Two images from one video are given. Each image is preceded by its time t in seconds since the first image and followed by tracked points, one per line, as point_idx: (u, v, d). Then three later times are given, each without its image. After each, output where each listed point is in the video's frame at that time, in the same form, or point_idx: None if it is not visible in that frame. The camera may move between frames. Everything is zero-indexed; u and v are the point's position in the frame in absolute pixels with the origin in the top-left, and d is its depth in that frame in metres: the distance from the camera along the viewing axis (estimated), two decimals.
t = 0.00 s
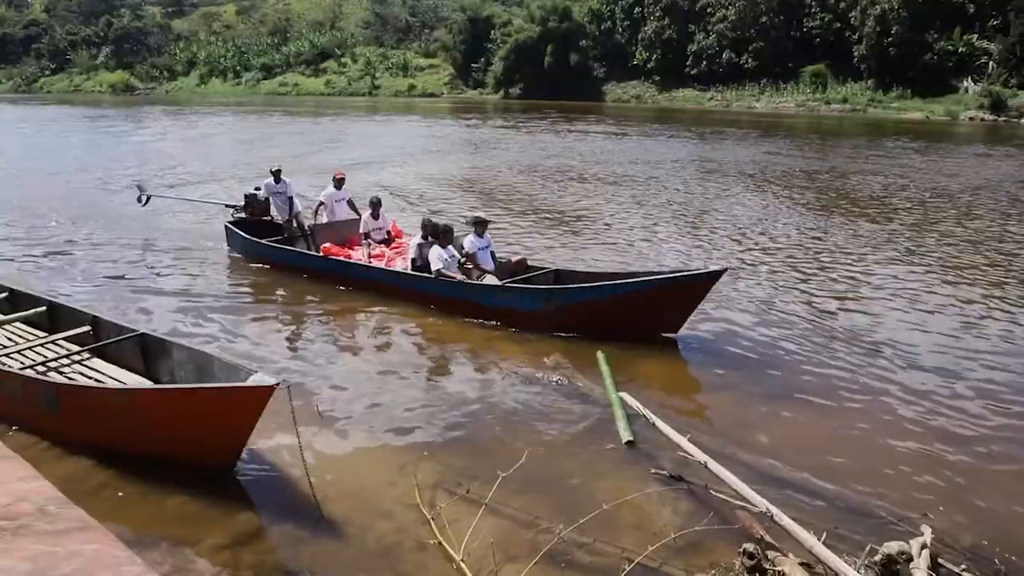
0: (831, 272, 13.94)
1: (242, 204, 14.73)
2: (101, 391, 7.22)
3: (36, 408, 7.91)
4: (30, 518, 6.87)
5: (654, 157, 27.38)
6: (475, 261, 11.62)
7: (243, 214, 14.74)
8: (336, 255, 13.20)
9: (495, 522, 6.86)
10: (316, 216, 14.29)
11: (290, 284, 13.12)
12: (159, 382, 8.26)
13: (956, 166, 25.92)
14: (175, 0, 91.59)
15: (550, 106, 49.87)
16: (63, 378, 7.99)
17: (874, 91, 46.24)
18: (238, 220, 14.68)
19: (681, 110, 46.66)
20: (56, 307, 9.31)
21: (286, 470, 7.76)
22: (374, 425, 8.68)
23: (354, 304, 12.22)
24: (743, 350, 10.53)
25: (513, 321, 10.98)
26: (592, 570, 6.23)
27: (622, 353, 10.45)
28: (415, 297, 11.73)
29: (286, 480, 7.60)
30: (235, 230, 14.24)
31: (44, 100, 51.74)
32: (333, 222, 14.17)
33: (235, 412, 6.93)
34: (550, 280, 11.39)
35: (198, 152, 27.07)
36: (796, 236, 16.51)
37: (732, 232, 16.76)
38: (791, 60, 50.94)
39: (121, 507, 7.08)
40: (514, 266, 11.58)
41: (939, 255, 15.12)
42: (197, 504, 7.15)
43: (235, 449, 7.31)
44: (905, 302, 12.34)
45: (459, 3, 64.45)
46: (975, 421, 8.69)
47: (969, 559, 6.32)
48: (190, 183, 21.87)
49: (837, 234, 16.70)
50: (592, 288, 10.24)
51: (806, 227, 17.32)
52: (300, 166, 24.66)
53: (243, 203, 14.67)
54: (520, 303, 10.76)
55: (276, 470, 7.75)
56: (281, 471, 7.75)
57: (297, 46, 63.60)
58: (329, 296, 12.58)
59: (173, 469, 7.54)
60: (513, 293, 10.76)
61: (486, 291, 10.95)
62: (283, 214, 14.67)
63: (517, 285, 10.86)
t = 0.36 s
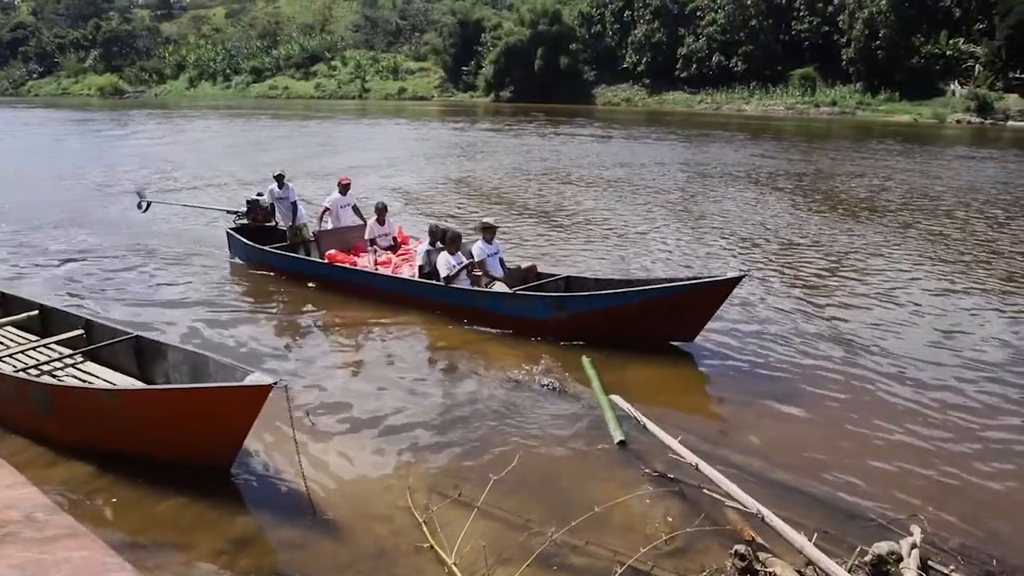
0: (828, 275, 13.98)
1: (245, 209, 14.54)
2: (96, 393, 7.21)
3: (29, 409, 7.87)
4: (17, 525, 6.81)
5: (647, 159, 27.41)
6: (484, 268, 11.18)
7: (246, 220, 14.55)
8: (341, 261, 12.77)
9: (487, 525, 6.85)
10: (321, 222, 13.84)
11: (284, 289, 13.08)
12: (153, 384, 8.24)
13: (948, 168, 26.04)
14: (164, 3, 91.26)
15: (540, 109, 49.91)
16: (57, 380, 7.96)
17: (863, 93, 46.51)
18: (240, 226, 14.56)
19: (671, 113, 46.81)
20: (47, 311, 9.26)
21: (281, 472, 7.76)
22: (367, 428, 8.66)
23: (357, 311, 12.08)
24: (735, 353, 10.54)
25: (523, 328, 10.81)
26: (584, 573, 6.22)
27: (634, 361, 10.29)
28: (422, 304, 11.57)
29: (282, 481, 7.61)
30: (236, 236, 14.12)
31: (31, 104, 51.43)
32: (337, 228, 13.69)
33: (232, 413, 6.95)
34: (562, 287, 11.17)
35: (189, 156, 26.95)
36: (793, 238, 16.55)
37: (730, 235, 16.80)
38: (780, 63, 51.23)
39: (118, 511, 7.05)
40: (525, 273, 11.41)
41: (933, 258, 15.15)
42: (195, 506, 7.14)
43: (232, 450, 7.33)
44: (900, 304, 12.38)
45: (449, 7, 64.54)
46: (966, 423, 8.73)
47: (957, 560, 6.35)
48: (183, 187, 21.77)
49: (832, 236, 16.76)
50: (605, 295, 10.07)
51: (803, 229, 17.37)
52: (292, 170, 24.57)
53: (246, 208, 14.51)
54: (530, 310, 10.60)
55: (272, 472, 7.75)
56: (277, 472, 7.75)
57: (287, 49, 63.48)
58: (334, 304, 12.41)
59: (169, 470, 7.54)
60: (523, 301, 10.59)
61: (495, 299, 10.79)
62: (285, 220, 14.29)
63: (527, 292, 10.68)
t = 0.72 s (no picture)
0: (825, 278, 14.00)
1: (247, 214, 14.78)
2: (92, 393, 7.21)
3: (22, 410, 7.83)
4: (4, 531, 6.74)
5: (641, 163, 27.43)
6: (494, 275, 11.12)
7: (248, 224, 14.75)
8: (347, 268, 12.68)
9: (478, 528, 6.82)
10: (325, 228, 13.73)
11: (278, 292, 13.03)
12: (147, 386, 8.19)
13: (938, 171, 26.18)
14: (153, 5, 90.89)
15: (530, 112, 49.97)
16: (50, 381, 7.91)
17: (851, 97, 46.82)
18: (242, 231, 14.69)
19: (660, 116, 46.95)
20: (38, 313, 9.19)
21: (276, 473, 7.76)
22: (360, 432, 8.63)
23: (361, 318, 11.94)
24: (728, 356, 10.55)
25: (534, 336, 10.65)
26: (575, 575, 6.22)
27: (647, 370, 10.13)
28: (429, 312, 11.41)
29: (277, 482, 7.61)
30: (237, 241, 13.99)
31: (17, 105, 51.03)
32: (341, 233, 13.58)
33: (230, 412, 6.97)
34: (572, 294, 11.02)
35: (180, 159, 26.79)
36: (790, 242, 16.57)
37: (728, 238, 16.80)
38: (769, 66, 51.49)
39: (115, 514, 7.03)
40: (533, 280, 11.34)
41: (927, 260, 15.20)
42: (191, 509, 7.14)
43: (229, 450, 7.35)
44: (895, 307, 12.42)
45: (439, 10, 64.64)
46: (959, 425, 8.77)
47: (946, 560, 6.38)
48: (174, 190, 21.60)
49: (828, 239, 16.80)
50: (618, 303, 9.90)
51: (799, 232, 17.40)
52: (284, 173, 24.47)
53: (248, 214, 14.69)
54: (541, 318, 10.44)
55: (268, 473, 7.75)
56: (272, 474, 7.75)
57: (277, 52, 63.32)
58: (339, 310, 12.25)
59: (163, 472, 7.52)
60: (534, 308, 10.44)
61: (506, 307, 10.64)
62: (291, 224, 14.19)
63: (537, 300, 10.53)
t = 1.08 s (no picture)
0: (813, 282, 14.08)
1: (241, 220, 14.38)
2: (74, 396, 7.16)
3: (3, 415, 7.77)
4: None
5: (626, 167, 27.53)
6: (495, 282, 10.90)
7: (242, 230, 14.34)
8: (344, 276, 12.59)
9: (462, 533, 6.82)
10: (322, 235, 13.64)
11: (264, 298, 12.93)
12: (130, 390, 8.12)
13: (918, 175, 26.49)
14: (133, 8, 90.20)
15: (514, 116, 50.06)
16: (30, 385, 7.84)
17: (831, 102, 47.35)
18: (235, 237, 14.28)
19: (643, 121, 47.22)
20: (17, 318, 9.07)
21: (263, 477, 7.76)
22: (345, 438, 8.59)
23: (358, 327, 11.75)
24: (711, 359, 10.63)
25: (540, 347, 10.48)
26: None
27: (654, 381, 9.98)
28: (430, 321, 11.21)
29: (264, 486, 7.61)
30: (231, 248, 13.77)
31: None
32: (339, 240, 13.51)
33: (215, 412, 6.99)
34: (575, 303, 10.94)
35: (161, 163, 26.52)
36: (779, 246, 16.65)
37: (718, 242, 16.86)
38: (750, 72, 51.95)
39: (102, 520, 7.01)
40: (536, 288, 11.12)
41: (910, 264, 15.34)
42: (178, 513, 7.12)
43: (215, 451, 7.36)
44: (882, 311, 12.51)
45: (422, 15, 64.72)
46: (940, 427, 8.87)
47: (924, 560, 6.45)
48: (156, 195, 21.38)
49: (815, 244, 16.92)
50: (625, 312, 9.77)
51: (787, 237, 17.51)
52: (268, 177, 24.32)
53: (241, 220, 14.28)
54: (547, 328, 10.28)
55: (255, 476, 7.75)
56: (259, 477, 7.74)
57: (259, 55, 63.00)
58: (337, 320, 12.04)
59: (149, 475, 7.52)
60: (540, 318, 10.28)
61: (510, 316, 10.46)
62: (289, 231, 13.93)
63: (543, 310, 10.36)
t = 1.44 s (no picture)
0: (799, 281, 14.14)
1: (231, 221, 14.13)
2: (50, 397, 7.08)
3: None
4: None
5: (608, 167, 27.58)
6: (494, 286, 10.81)
7: (233, 232, 14.10)
8: (339, 280, 12.44)
9: (442, 533, 6.80)
10: (316, 237, 13.44)
11: (245, 299, 12.80)
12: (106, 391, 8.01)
13: (896, 174, 26.81)
14: (107, 6, 89.01)
15: (493, 115, 50.03)
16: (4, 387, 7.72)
17: (807, 102, 47.85)
18: (226, 240, 14.06)
19: (623, 120, 47.41)
20: None
21: (246, 475, 7.74)
22: (326, 439, 8.55)
23: (354, 331, 11.52)
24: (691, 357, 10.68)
25: (542, 350, 10.32)
26: None
27: (658, 384, 9.88)
28: (428, 325, 11.01)
29: (248, 485, 7.59)
30: (221, 251, 13.52)
31: None
32: (331, 242, 13.26)
33: (194, 411, 6.96)
34: (575, 306, 10.74)
35: (138, 163, 26.17)
36: (766, 245, 16.71)
37: (705, 242, 16.89)
38: (728, 71, 52.32)
39: (82, 521, 6.93)
40: (536, 291, 10.99)
41: (890, 262, 15.51)
42: (158, 514, 7.06)
43: (197, 451, 7.31)
44: (864, 310, 12.62)
45: (401, 14, 64.53)
46: (918, 422, 8.98)
47: (899, 553, 6.53)
48: (133, 195, 21.08)
49: (800, 243, 17.01)
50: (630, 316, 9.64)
51: (771, 236, 17.61)
52: (247, 177, 24.06)
53: (232, 222, 14.02)
54: (549, 332, 10.12)
55: (235, 477, 7.70)
56: (243, 477, 7.71)
57: (236, 54, 62.45)
58: (332, 323, 11.80)
59: (128, 476, 7.46)
60: (541, 322, 10.12)
61: (511, 321, 10.29)
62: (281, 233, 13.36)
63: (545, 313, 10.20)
